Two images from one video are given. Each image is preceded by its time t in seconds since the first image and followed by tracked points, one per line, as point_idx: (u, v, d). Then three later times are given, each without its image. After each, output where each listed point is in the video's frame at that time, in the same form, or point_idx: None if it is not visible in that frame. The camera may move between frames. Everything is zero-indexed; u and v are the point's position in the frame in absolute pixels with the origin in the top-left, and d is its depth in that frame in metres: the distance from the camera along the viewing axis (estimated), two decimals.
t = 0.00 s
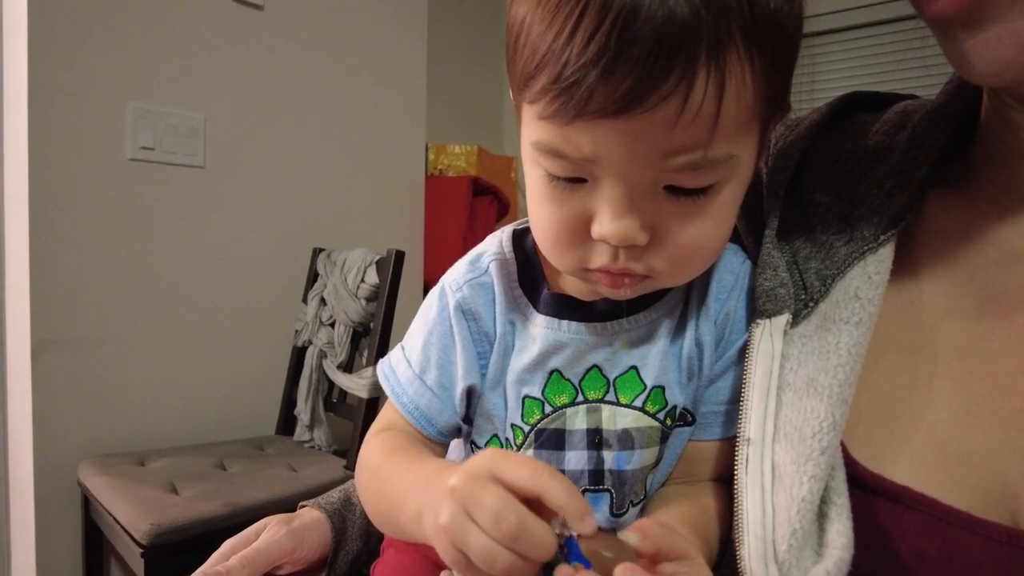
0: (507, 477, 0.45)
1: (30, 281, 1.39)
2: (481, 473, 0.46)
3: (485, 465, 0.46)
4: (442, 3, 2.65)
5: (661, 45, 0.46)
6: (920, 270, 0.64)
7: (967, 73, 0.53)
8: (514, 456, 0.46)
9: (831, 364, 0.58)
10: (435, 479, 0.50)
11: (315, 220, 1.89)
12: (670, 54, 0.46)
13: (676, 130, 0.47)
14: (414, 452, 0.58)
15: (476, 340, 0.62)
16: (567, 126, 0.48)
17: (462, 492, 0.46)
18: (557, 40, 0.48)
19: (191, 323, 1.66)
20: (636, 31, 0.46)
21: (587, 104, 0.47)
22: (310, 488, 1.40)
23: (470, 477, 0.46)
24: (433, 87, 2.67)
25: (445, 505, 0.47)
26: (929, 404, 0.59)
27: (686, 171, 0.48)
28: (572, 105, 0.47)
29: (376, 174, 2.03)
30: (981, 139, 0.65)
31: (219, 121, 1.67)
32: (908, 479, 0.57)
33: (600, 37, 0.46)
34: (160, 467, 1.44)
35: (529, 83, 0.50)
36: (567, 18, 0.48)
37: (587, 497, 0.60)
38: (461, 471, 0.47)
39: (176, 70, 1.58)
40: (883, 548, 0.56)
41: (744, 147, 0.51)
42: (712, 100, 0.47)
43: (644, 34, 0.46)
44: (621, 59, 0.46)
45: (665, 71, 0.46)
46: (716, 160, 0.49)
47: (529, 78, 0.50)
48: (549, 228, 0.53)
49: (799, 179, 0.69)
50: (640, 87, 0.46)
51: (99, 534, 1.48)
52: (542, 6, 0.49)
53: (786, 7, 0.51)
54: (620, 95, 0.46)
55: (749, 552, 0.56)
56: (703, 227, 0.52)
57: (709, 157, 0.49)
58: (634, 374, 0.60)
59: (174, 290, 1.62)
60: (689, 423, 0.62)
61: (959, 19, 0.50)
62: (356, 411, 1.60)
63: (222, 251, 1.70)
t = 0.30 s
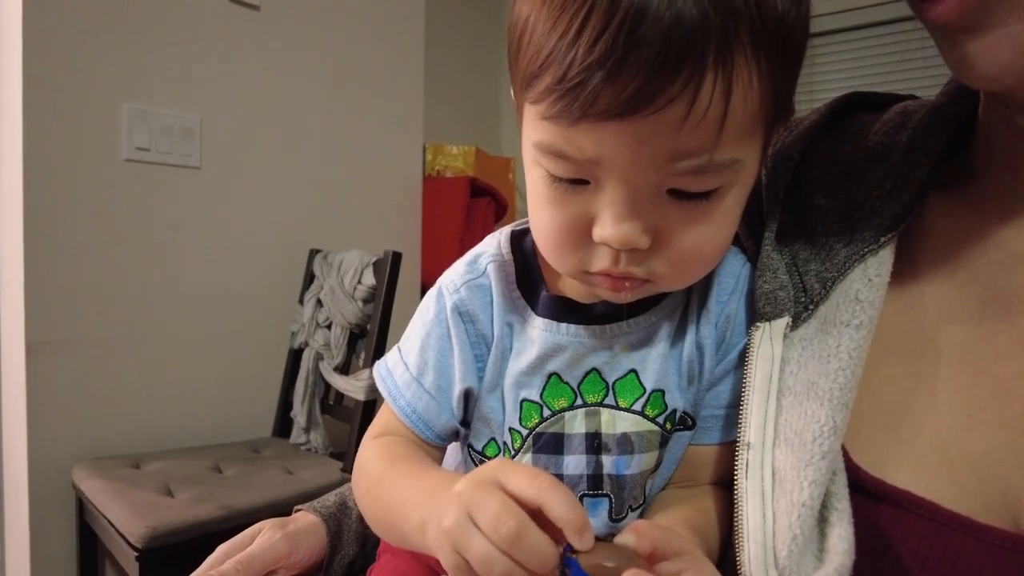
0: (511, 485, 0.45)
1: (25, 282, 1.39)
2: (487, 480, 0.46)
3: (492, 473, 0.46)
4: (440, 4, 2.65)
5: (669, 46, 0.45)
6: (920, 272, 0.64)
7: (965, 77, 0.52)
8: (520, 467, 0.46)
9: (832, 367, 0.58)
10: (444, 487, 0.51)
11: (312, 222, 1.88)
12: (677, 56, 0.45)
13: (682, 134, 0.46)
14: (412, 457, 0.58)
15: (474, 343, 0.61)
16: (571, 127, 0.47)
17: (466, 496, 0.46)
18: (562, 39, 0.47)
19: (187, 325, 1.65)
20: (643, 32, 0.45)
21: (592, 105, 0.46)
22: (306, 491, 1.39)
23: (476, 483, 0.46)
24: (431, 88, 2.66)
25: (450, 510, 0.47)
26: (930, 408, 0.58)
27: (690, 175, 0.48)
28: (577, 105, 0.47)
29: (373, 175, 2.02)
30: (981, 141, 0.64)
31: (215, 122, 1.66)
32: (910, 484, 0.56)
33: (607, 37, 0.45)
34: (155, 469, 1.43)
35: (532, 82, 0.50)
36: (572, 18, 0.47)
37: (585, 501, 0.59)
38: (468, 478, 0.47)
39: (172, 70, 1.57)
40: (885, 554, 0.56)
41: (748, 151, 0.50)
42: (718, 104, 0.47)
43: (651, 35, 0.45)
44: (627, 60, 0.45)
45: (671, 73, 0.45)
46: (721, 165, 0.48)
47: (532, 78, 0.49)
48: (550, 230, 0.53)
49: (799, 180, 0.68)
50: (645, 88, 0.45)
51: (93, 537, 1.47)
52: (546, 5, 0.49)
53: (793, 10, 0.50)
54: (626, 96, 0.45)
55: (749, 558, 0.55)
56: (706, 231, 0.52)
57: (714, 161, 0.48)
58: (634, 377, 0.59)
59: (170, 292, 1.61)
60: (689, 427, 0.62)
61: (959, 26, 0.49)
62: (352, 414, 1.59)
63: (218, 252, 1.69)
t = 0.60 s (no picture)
0: (516, 491, 0.45)
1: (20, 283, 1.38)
2: (491, 490, 0.46)
3: (496, 483, 0.46)
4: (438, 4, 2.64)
5: (673, 46, 0.45)
6: (921, 272, 0.63)
7: (966, 77, 0.52)
8: (524, 475, 0.46)
9: (835, 368, 0.58)
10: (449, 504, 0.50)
11: (309, 222, 1.87)
12: (682, 55, 0.45)
13: (686, 135, 0.46)
14: (414, 461, 0.58)
15: (474, 344, 0.60)
16: (574, 127, 0.47)
17: (471, 508, 0.46)
18: (565, 38, 0.47)
19: (184, 326, 1.64)
20: (648, 31, 0.45)
21: (595, 105, 0.46)
22: (304, 492, 1.38)
23: (480, 495, 0.46)
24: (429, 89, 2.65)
25: (456, 524, 0.46)
26: (932, 409, 0.58)
27: (693, 175, 0.48)
28: (580, 105, 0.46)
29: (371, 176, 2.01)
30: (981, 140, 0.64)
31: (212, 122, 1.65)
32: (912, 485, 0.56)
33: (610, 35, 0.45)
34: (152, 471, 1.42)
35: (533, 81, 0.49)
36: (575, 17, 0.46)
37: (587, 505, 0.59)
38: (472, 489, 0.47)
39: (170, 70, 1.57)
40: (887, 556, 0.55)
41: (752, 152, 0.50)
42: (722, 105, 0.47)
43: (656, 34, 0.44)
44: (630, 60, 0.45)
45: (675, 72, 0.45)
46: (724, 166, 0.48)
47: (534, 76, 0.49)
48: (550, 231, 0.52)
49: (800, 179, 0.68)
50: (649, 88, 0.45)
51: (89, 540, 1.46)
52: (548, 3, 0.48)
53: (798, 9, 0.50)
54: (629, 96, 0.45)
55: (750, 561, 0.55)
56: (709, 233, 0.51)
57: (718, 162, 0.48)
58: (635, 379, 0.59)
59: (167, 292, 1.60)
60: (691, 428, 0.61)
61: (959, 27, 0.49)
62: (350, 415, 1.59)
63: (215, 252, 1.68)
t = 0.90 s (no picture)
0: (517, 512, 0.45)
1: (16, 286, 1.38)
2: (492, 508, 0.46)
3: (499, 499, 0.47)
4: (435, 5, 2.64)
5: (671, 59, 0.44)
6: (914, 280, 0.63)
7: (956, 88, 0.51)
8: (528, 496, 0.46)
9: (828, 377, 0.57)
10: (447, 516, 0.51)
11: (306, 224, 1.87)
12: (679, 68, 0.45)
13: (681, 148, 0.46)
14: (408, 472, 0.58)
15: (468, 352, 0.60)
16: (568, 138, 0.47)
17: (471, 524, 0.46)
18: (561, 48, 0.46)
19: (180, 328, 1.64)
20: (645, 44, 0.44)
21: (589, 116, 0.45)
22: (300, 496, 1.38)
23: (481, 511, 0.47)
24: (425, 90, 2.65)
25: (456, 539, 0.47)
26: (924, 419, 0.58)
27: (687, 188, 0.47)
28: (575, 117, 0.46)
29: (368, 177, 2.01)
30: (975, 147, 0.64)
31: (209, 124, 1.65)
32: (903, 495, 0.56)
33: (606, 47, 0.45)
34: (148, 475, 1.41)
35: (528, 90, 0.49)
36: (571, 27, 0.46)
37: (580, 515, 0.59)
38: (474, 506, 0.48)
39: (166, 73, 1.56)
40: (878, 566, 0.55)
41: (746, 164, 0.50)
42: (718, 118, 0.46)
43: (653, 47, 0.44)
44: (626, 73, 0.44)
45: (671, 85, 0.45)
46: (719, 178, 0.48)
47: (529, 86, 0.49)
48: (544, 241, 0.52)
49: (794, 185, 0.67)
50: (645, 100, 0.44)
51: (85, 543, 1.46)
52: (545, 11, 0.48)
53: (796, 20, 0.50)
54: (625, 108, 0.45)
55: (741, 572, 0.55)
56: (703, 246, 0.51)
57: (712, 175, 0.48)
58: (629, 388, 0.59)
59: (164, 295, 1.60)
60: (684, 437, 0.61)
61: (951, 37, 0.48)
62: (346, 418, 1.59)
63: (212, 255, 1.68)
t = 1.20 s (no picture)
0: (520, 524, 0.47)
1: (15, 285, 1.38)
2: (495, 518, 0.48)
3: (500, 510, 0.49)
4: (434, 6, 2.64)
5: (672, 59, 0.45)
6: (913, 279, 0.63)
7: (956, 88, 0.52)
8: (530, 507, 0.48)
9: (826, 376, 0.58)
10: (446, 515, 0.52)
11: (305, 224, 1.87)
12: (680, 69, 0.45)
13: (682, 149, 0.46)
14: (409, 470, 0.58)
15: (469, 351, 0.60)
16: (569, 138, 0.47)
17: (475, 534, 0.48)
18: (562, 49, 0.47)
19: (179, 329, 1.64)
20: (646, 44, 0.45)
21: (591, 117, 0.46)
22: (299, 496, 1.38)
23: (486, 521, 0.48)
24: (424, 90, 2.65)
25: (456, 545, 0.49)
26: (922, 418, 0.58)
27: (689, 189, 0.48)
28: (576, 117, 0.46)
29: (367, 178, 2.01)
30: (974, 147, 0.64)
31: (208, 124, 1.65)
32: (901, 494, 0.56)
33: (608, 48, 0.45)
34: (146, 475, 1.41)
35: (529, 91, 0.49)
36: (572, 27, 0.46)
37: (580, 514, 0.59)
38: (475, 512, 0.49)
39: (165, 73, 1.56)
40: (876, 565, 0.56)
41: (747, 165, 0.50)
42: (719, 119, 0.47)
43: (654, 47, 0.45)
44: (627, 73, 0.45)
45: (672, 86, 0.45)
46: (719, 179, 0.48)
47: (530, 86, 0.49)
48: (545, 240, 0.52)
49: (794, 185, 0.67)
50: (646, 101, 0.45)
51: (84, 544, 1.46)
52: (546, 12, 0.48)
53: (796, 21, 0.50)
54: (626, 109, 0.45)
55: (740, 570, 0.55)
56: (704, 247, 0.51)
57: (712, 176, 0.48)
58: (629, 388, 0.59)
59: (163, 295, 1.60)
60: (684, 437, 0.61)
61: (949, 39, 0.49)
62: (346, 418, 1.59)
63: (211, 255, 1.68)
